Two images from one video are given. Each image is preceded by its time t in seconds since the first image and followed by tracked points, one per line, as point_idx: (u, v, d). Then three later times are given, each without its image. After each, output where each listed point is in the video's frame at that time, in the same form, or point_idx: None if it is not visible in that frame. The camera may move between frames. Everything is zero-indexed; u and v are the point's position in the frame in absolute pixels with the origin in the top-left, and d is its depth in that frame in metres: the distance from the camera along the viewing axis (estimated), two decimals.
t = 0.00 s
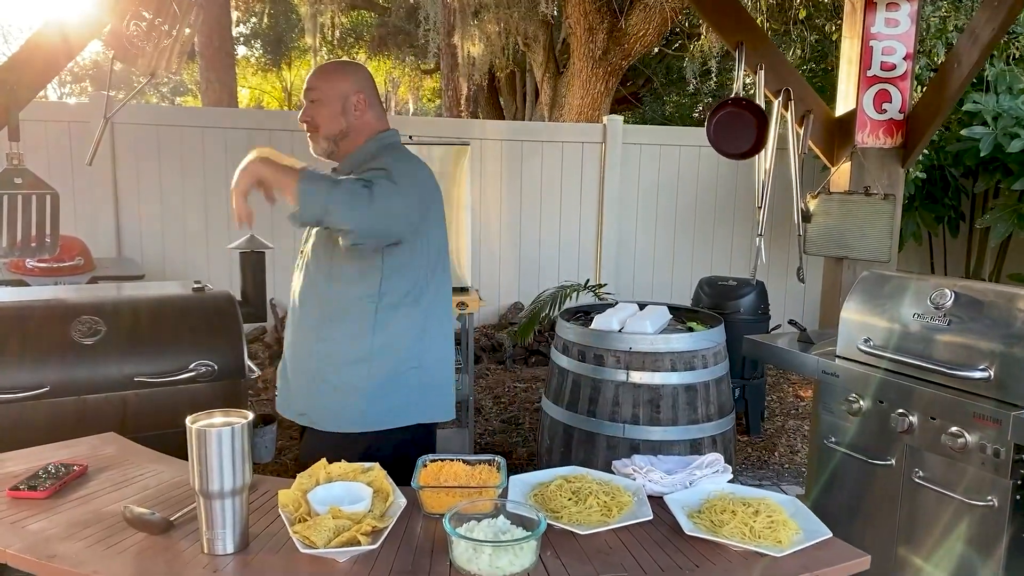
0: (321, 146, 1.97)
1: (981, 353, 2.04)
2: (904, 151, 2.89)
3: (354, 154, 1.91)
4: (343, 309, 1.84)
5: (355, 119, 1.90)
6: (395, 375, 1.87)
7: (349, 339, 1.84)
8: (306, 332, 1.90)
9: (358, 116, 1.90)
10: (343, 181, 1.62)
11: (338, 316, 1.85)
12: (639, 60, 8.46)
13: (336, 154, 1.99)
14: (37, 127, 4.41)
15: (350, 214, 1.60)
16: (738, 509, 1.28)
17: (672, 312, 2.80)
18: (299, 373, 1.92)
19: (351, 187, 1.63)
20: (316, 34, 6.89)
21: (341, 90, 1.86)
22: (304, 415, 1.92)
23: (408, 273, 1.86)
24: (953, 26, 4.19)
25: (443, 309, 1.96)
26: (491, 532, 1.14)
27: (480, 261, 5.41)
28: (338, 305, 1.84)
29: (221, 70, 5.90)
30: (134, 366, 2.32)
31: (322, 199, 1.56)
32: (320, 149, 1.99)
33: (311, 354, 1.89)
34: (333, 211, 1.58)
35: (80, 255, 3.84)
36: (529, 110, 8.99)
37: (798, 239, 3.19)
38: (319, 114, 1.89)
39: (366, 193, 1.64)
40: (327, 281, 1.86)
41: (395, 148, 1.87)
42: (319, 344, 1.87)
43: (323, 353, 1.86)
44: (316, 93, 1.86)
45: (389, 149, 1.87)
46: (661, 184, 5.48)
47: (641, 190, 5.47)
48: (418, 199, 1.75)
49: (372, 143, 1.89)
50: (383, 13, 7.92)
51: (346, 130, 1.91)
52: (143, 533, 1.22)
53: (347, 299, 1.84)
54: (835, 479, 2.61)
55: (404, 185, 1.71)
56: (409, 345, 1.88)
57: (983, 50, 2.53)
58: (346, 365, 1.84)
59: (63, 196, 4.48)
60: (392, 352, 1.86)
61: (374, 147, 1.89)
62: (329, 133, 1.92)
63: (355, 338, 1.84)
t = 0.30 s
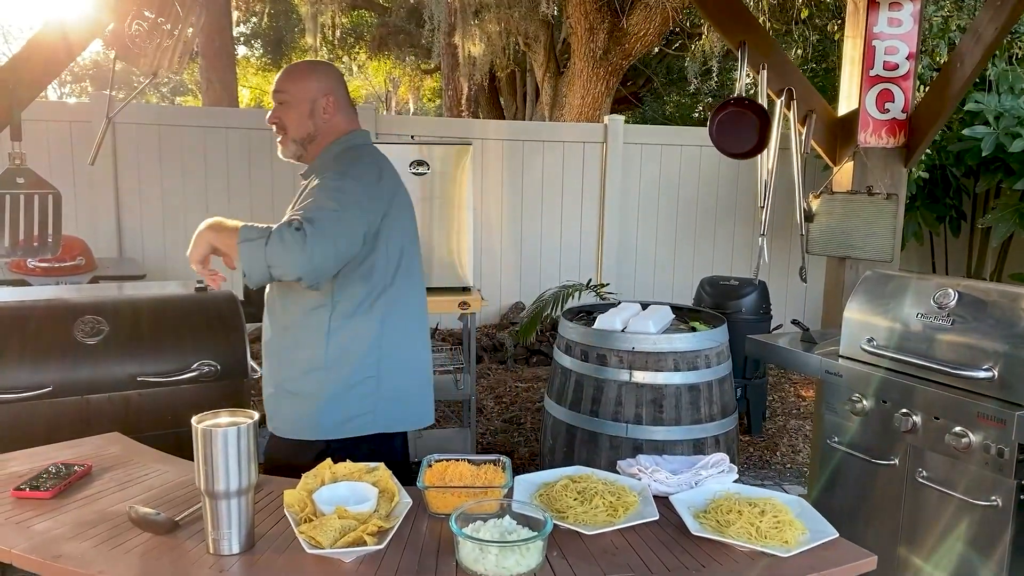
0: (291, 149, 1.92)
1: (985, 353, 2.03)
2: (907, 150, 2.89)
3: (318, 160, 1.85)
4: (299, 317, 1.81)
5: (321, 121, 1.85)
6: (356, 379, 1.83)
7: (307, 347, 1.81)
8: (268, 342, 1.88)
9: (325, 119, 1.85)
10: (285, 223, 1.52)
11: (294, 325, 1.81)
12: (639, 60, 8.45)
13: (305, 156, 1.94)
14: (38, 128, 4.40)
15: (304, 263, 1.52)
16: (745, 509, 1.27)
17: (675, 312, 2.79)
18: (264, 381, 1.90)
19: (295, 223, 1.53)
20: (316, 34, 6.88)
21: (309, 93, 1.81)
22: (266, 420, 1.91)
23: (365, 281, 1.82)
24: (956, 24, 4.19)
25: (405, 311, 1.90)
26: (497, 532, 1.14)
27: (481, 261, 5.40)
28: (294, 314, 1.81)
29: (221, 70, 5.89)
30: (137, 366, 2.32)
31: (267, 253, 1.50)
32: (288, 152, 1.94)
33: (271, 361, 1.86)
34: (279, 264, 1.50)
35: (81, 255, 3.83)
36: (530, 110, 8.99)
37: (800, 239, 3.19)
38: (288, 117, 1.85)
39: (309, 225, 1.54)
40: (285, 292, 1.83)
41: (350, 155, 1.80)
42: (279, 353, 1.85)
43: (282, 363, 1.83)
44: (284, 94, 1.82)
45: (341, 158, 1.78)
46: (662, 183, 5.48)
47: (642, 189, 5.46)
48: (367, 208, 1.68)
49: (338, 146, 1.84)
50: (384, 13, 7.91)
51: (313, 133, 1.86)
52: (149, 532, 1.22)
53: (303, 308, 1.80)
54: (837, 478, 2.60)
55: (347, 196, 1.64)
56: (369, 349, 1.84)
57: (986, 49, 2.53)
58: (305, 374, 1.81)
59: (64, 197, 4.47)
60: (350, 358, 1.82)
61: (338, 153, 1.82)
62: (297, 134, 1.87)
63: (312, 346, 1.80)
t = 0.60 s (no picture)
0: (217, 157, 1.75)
1: (993, 351, 2.01)
2: (912, 147, 2.87)
3: (249, 171, 1.68)
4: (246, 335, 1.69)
5: (251, 126, 1.68)
6: (313, 398, 1.72)
7: (257, 369, 1.70)
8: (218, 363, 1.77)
9: (255, 122, 1.68)
10: (252, 271, 1.47)
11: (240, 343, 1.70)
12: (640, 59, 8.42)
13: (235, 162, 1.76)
14: (39, 126, 4.39)
15: (279, 311, 1.49)
16: (755, 507, 1.26)
17: (680, 310, 2.78)
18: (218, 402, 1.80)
19: (264, 272, 1.47)
20: (317, 33, 6.86)
21: (235, 96, 1.64)
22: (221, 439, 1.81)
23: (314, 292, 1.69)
24: (962, 21, 4.17)
25: (359, 317, 1.79)
26: (505, 531, 1.13)
27: (483, 260, 5.38)
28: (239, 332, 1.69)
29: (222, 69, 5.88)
30: (137, 363, 2.31)
31: (240, 306, 1.46)
32: (218, 160, 1.76)
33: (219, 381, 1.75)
34: (255, 316, 1.48)
35: (82, 254, 3.82)
36: (531, 109, 8.97)
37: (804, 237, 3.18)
38: (213, 124, 1.67)
39: (279, 274, 1.48)
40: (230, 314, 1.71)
41: (285, 164, 1.62)
42: (229, 375, 1.74)
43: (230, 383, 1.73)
44: (209, 98, 1.63)
45: (275, 172, 1.61)
46: (665, 182, 5.46)
47: (645, 187, 5.45)
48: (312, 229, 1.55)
49: (269, 152, 1.67)
50: (384, 12, 7.89)
51: (244, 139, 1.69)
52: (151, 532, 1.21)
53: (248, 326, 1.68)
54: (842, 477, 2.59)
55: (288, 215, 1.52)
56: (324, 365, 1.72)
57: (993, 45, 2.51)
58: (258, 395, 1.71)
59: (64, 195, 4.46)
60: (304, 375, 1.71)
61: (272, 161, 1.65)
62: (224, 142, 1.69)
63: (263, 368, 1.69)
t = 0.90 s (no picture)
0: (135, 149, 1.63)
1: (1003, 351, 1.98)
2: (919, 145, 2.84)
3: (177, 165, 1.60)
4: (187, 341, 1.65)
5: (176, 117, 1.59)
6: (258, 402, 1.71)
7: (200, 372, 1.66)
8: (155, 367, 1.71)
9: (179, 113, 1.59)
10: (222, 291, 1.44)
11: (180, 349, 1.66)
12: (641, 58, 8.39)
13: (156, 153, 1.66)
14: (39, 125, 4.37)
15: (251, 329, 1.48)
16: (768, 510, 1.23)
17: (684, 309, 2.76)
18: (153, 407, 1.75)
19: (235, 292, 1.45)
20: (318, 33, 6.83)
21: (161, 86, 1.53)
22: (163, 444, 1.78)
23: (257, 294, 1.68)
24: (969, 18, 4.17)
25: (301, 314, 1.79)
26: (513, 535, 1.10)
27: (484, 260, 5.36)
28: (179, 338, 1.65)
29: (222, 69, 5.86)
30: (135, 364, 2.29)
31: (216, 328, 1.43)
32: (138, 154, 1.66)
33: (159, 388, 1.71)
34: (230, 336, 1.45)
35: (81, 253, 3.79)
36: (531, 109, 8.95)
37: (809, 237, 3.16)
38: (130, 115, 1.55)
39: (251, 292, 1.47)
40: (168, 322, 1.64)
41: (224, 163, 1.56)
42: (169, 380, 1.69)
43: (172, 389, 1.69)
44: (129, 87, 1.52)
45: (213, 169, 1.55)
46: (667, 181, 5.44)
47: (647, 186, 5.42)
48: (267, 237, 1.53)
49: (197, 144, 1.61)
50: (384, 11, 7.87)
51: (167, 130, 1.60)
52: (152, 536, 1.18)
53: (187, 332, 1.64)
54: (849, 479, 2.57)
55: (238, 223, 1.49)
56: (269, 364, 1.72)
57: (1002, 41, 2.49)
58: (200, 401, 1.67)
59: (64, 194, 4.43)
60: (250, 377, 1.70)
61: (206, 156, 1.58)
62: (145, 135, 1.59)
63: (206, 374, 1.66)
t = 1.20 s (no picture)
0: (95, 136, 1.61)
1: (1014, 352, 1.94)
2: (926, 144, 2.82)
3: (143, 154, 1.60)
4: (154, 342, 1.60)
5: (139, 105, 1.58)
6: (222, 403, 1.68)
7: (164, 374, 1.61)
8: (108, 368, 1.63)
9: (142, 103, 1.57)
10: (205, 283, 1.43)
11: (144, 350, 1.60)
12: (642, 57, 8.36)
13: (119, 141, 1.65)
14: (40, 125, 4.35)
15: (232, 322, 1.47)
16: (780, 516, 1.21)
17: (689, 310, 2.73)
18: (100, 409, 1.66)
19: (217, 283, 1.45)
20: (319, 32, 6.81)
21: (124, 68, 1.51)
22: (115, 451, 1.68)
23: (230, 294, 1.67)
24: (976, 17, 4.15)
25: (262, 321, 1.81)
26: (521, 541, 1.08)
27: (485, 260, 5.34)
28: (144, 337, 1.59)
29: (222, 68, 5.84)
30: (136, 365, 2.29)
31: (198, 319, 1.41)
32: (99, 140, 1.64)
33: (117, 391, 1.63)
34: (210, 328, 1.44)
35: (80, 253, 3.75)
36: (532, 109, 8.93)
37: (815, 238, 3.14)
38: (91, 99, 1.53)
39: (232, 284, 1.48)
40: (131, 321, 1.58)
41: (200, 164, 1.59)
42: (125, 382, 1.62)
43: (133, 392, 1.62)
44: (89, 75, 1.49)
45: (192, 164, 1.58)
46: (669, 181, 5.41)
47: (649, 186, 5.40)
48: (248, 232, 1.55)
49: (165, 134, 1.62)
50: (384, 11, 7.85)
51: (129, 118, 1.58)
52: (152, 542, 1.16)
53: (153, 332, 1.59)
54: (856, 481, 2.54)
55: (223, 216, 1.51)
56: (236, 366, 1.71)
57: (1011, 39, 2.47)
58: (162, 404, 1.62)
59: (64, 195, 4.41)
60: (217, 379, 1.66)
61: (180, 148, 1.61)
62: (105, 122, 1.57)
63: (171, 376, 1.61)
